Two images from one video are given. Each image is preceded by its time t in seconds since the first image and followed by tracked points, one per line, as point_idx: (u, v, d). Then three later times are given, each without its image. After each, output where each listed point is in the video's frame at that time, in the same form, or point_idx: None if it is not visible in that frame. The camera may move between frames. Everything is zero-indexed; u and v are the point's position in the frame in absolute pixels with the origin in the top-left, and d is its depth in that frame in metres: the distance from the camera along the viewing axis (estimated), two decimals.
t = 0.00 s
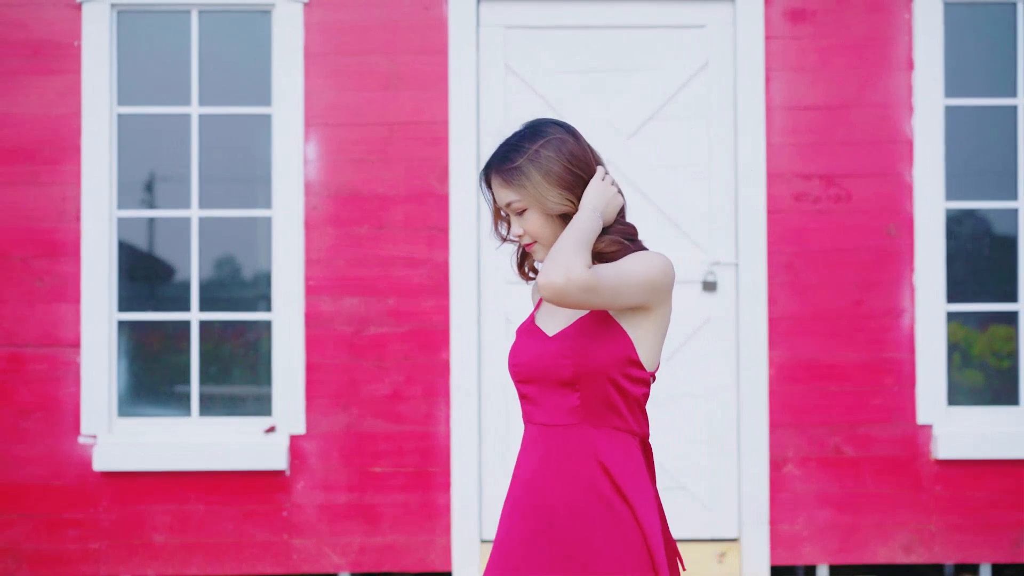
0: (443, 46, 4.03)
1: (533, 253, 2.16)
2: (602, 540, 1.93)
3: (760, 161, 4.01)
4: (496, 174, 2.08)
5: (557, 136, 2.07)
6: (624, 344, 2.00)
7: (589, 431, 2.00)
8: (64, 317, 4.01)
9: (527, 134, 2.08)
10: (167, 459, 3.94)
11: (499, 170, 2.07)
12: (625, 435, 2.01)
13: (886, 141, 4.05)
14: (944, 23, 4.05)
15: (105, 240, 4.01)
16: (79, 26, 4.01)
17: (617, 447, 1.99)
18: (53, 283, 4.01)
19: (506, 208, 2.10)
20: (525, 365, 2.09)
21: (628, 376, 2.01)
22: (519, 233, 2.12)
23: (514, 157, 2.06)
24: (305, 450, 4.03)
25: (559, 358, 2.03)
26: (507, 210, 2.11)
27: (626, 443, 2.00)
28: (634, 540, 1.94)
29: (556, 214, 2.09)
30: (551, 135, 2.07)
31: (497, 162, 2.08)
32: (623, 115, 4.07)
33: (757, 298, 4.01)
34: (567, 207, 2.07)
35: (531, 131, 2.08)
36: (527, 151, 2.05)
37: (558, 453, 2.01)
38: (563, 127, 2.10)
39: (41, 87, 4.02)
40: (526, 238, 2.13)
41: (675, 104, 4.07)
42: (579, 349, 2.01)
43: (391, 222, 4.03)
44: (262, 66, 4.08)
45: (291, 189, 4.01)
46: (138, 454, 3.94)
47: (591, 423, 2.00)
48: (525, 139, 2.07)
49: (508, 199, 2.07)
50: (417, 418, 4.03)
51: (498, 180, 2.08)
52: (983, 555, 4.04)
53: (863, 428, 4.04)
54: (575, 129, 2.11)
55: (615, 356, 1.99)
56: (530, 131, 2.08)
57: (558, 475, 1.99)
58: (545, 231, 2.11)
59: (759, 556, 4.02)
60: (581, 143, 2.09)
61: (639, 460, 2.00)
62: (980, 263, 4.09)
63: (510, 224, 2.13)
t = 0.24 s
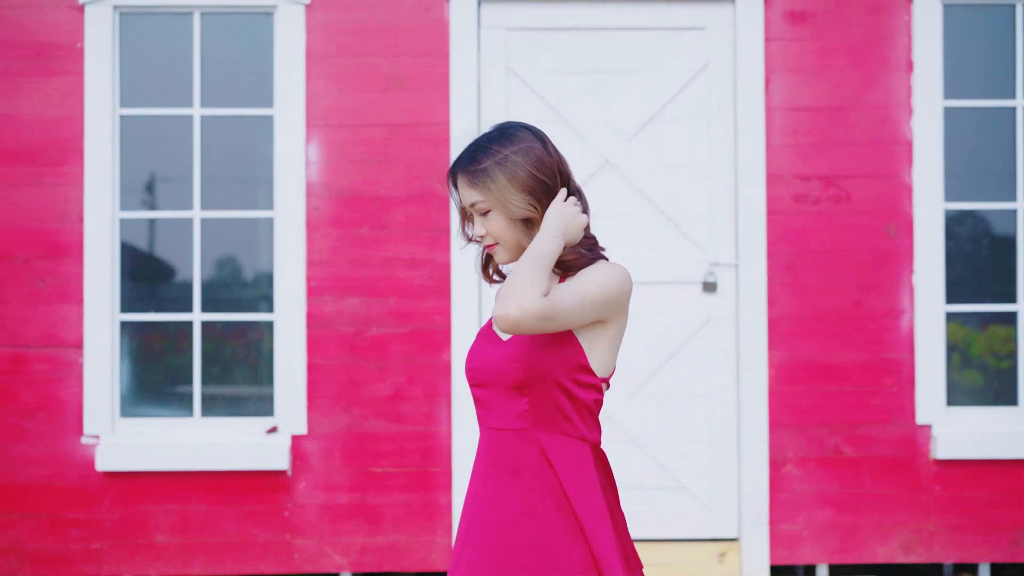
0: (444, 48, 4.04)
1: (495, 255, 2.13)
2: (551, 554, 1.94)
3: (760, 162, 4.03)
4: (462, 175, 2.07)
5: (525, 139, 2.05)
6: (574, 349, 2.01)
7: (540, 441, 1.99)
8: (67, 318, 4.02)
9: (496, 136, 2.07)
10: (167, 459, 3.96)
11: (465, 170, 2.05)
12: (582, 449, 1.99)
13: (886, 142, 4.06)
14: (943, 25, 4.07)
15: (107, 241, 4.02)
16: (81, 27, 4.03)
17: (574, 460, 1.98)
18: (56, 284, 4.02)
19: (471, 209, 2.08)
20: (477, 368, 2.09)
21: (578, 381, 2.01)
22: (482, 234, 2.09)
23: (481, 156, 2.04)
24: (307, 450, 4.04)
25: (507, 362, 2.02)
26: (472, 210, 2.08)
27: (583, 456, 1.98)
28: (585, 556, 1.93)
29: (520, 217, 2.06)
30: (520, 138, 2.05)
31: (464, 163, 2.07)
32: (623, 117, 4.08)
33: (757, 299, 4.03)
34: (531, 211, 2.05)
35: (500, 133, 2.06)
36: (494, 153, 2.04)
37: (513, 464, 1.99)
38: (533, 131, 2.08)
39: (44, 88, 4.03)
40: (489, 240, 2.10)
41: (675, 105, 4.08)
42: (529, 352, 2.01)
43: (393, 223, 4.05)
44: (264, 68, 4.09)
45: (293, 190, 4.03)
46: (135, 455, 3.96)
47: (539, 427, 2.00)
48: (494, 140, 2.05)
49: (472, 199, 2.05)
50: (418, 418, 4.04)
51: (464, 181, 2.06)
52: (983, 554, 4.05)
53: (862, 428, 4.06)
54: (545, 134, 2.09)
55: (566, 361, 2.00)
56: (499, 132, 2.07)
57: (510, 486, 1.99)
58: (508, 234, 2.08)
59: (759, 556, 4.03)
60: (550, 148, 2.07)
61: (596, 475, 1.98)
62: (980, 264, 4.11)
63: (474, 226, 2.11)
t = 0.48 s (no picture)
0: (445, 49, 4.06)
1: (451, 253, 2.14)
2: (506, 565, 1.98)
3: (761, 162, 4.04)
4: (424, 169, 2.09)
5: (490, 140, 2.08)
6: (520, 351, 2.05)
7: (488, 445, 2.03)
8: (69, 318, 4.04)
9: (461, 134, 2.10)
10: (168, 459, 3.97)
11: (428, 165, 2.08)
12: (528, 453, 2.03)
13: (886, 143, 4.07)
14: (943, 26, 4.08)
15: (110, 241, 4.04)
16: (84, 28, 4.04)
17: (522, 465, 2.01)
18: (58, 284, 4.04)
19: (431, 205, 2.10)
20: (431, 370, 2.12)
21: (526, 384, 2.05)
22: (441, 230, 2.11)
23: (446, 154, 2.07)
24: (309, 450, 4.05)
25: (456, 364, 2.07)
26: (433, 206, 2.10)
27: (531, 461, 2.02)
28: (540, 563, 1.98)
29: (479, 217, 2.09)
30: (485, 138, 2.08)
31: (427, 158, 2.09)
32: (624, 118, 4.10)
33: (757, 299, 4.04)
34: (491, 211, 2.07)
35: (466, 132, 2.09)
36: (458, 150, 2.06)
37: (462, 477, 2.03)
38: (499, 134, 2.11)
39: (47, 90, 4.04)
40: (447, 237, 2.11)
41: (676, 106, 4.09)
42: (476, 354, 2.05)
43: (394, 223, 4.06)
44: (266, 69, 4.10)
45: (295, 191, 4.04)
46: (138, 454, 3.97)
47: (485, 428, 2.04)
48: (459, 139, 2.08)
49: (432, 195, 2.07)
50: (419, 418, 4.06)
51: (425, 176, 2.08)
52: (982, 554, 4.07)
53: (862, 428, 4.07)
54: (511, 137, 2.12)
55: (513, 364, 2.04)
56: (464, 131, 2.10)
57: (464, 496, 2.02)
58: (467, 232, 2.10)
59: (759, 556, 4.04)
60: (514, 151, 2.10)
61: (546, 480, 2.02)
62: (980, 265, 4.12)
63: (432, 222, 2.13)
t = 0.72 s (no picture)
0: (447, 50, 4.07)
1: (416, 249, 2.15)
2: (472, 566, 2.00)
3: (762, 163, 4.05)
4: (393, 165, 2.09)
5: (461, 142, 2.06)
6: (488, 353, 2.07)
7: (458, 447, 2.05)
8: (72, 319, 4.05)
9: (434, 133, 2.08)
10: (171, 459, 3.99)
11: (397, 161, 2.08)
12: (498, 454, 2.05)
13: (887, 144, 4.09)
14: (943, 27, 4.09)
15: (112, 242, 4.05)
16: (86, 30, 4.05)
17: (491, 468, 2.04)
18: (62, 284, 4.05)
19: (398, 201, 2.11)
20: (399, 370, 2.14)
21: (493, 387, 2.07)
22: (407, 226, 2.11)
23: (416, 151, 2.07)
24: (311, 450, 4.07)
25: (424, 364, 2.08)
26: (401, 202, 2.10)
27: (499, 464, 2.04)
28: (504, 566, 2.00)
29: (444, 217, 2.09)
30: (456, 139, 2.07)
31: (398, 154, 2.09)
32: (626, 119, 4.11)
33: (758, 300, 4.05)
34: (456, 212, 2.07)
35: (439, 131, 2.08)
36: (427, 149, 2.06)
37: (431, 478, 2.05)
38: (472, 135, 2.09)
39: (49, 91, 4.06)
40: (412, 233, 2.12)
41: (677, 108, 4.11)
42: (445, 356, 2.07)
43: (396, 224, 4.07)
44: (268, 70, 4.12)
45: (297, 192, 4.05)
46: (143, 454, 3.98)
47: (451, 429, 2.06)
48: (431, 137, 2.08)
49: (398, 192, 2.08)
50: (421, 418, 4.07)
51: (394, 171, 2.08)
52: (982, 554, 4.08)
53: (863, 429, 4.08)
54: (484, 140, 2.10)
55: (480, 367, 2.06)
56: (437, 130, 2.08)
57: (429, 498, 2.04)
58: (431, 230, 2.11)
59: (759, 556, 4.06)
60: (485, 155, 2.08)
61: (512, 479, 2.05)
62: (980, 265, 4.13)
63: (398, 217, 2.14)
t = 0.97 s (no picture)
0: (449, 51, 4.08)
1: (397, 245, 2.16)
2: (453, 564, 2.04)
3: (763, 164, 4.06)
4: (377, 161, 2.10)
5: (444, 140, 2.07)
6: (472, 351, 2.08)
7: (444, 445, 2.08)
8: (75, 319, 4.06)
9: (418, 130, 2.09)
10: (174, 459, 4.00)
11: (381, 157, 2.09)
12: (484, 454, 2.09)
13: (887, 145, 4.10)
14: (944, 28, 4.10)
15: (115, 243, 4.06)
16: (89, 31, 4.06)
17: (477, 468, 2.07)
18: (64, 285, 4.06)
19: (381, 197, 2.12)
20: (383, 365, 2.15)
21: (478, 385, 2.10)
22: (389, 223, 2.12)
23: (399, 149, 2.07)
24: (312, 450, 4.08)
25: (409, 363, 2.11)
26: (383, 198, 2.11)
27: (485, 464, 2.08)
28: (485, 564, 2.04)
29: (425, 215, 2.10)
30: (440, 137, 2.08)
31: (381, 151, 2.10)
32: (627, 120, 4.12)
33: (759, 301, 4.06)
34: (438, 210, 2.09)
35: (423, 128, 2.09)
36: (411, 146, 2.07)
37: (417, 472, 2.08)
38: (457, 134, 2.10)
39: (52, 91, 4.07)
40: (394, 230, 2.13)
41: (678, 109, 4.12)
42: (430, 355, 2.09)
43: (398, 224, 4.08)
44: (270, 71, 4.13)
45: (299, 192, 4.06)
46: (146, 454, 3.99)
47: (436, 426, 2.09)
48: (415, 135, 2.08)
49: (381, 188, 2.09)
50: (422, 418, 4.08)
51: (377, 167, 2.09)
52: (982, 554, 4.09)
53: (863, 429, 4.09)
54: (468, 138, 2.11)
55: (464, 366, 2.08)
56: (422, 128, 2.09)
57: (413, 492, 2.07)
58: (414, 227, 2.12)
59: (760, 555, 4.07)
60: (468, 153, 2.09)
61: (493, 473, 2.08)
62: (980, 266, 4.14)
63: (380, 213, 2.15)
